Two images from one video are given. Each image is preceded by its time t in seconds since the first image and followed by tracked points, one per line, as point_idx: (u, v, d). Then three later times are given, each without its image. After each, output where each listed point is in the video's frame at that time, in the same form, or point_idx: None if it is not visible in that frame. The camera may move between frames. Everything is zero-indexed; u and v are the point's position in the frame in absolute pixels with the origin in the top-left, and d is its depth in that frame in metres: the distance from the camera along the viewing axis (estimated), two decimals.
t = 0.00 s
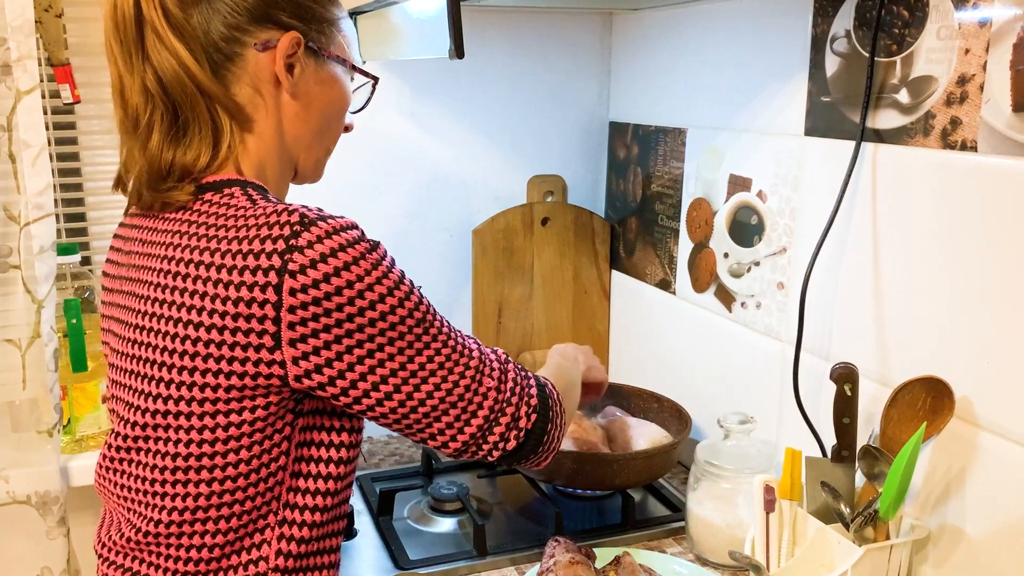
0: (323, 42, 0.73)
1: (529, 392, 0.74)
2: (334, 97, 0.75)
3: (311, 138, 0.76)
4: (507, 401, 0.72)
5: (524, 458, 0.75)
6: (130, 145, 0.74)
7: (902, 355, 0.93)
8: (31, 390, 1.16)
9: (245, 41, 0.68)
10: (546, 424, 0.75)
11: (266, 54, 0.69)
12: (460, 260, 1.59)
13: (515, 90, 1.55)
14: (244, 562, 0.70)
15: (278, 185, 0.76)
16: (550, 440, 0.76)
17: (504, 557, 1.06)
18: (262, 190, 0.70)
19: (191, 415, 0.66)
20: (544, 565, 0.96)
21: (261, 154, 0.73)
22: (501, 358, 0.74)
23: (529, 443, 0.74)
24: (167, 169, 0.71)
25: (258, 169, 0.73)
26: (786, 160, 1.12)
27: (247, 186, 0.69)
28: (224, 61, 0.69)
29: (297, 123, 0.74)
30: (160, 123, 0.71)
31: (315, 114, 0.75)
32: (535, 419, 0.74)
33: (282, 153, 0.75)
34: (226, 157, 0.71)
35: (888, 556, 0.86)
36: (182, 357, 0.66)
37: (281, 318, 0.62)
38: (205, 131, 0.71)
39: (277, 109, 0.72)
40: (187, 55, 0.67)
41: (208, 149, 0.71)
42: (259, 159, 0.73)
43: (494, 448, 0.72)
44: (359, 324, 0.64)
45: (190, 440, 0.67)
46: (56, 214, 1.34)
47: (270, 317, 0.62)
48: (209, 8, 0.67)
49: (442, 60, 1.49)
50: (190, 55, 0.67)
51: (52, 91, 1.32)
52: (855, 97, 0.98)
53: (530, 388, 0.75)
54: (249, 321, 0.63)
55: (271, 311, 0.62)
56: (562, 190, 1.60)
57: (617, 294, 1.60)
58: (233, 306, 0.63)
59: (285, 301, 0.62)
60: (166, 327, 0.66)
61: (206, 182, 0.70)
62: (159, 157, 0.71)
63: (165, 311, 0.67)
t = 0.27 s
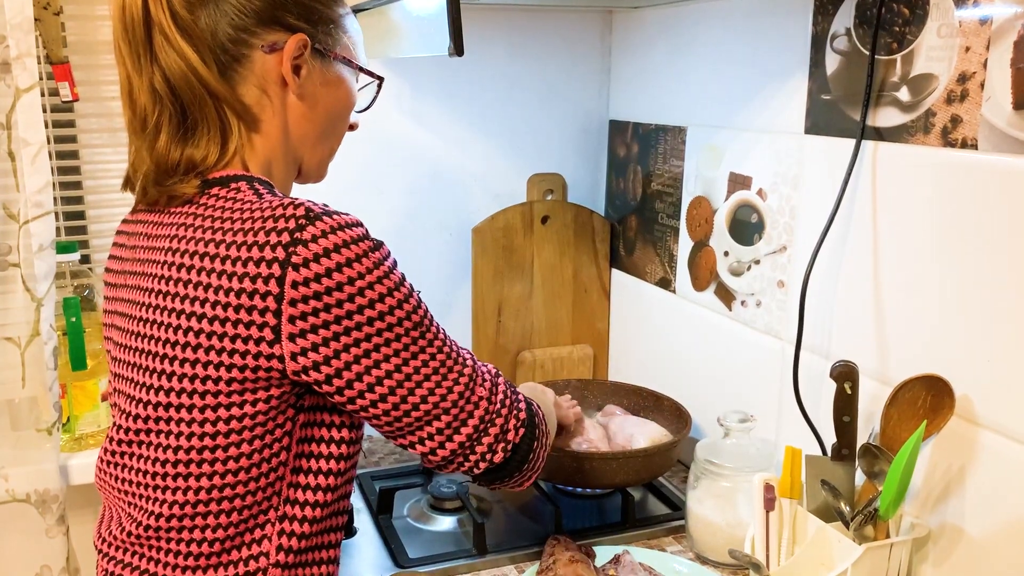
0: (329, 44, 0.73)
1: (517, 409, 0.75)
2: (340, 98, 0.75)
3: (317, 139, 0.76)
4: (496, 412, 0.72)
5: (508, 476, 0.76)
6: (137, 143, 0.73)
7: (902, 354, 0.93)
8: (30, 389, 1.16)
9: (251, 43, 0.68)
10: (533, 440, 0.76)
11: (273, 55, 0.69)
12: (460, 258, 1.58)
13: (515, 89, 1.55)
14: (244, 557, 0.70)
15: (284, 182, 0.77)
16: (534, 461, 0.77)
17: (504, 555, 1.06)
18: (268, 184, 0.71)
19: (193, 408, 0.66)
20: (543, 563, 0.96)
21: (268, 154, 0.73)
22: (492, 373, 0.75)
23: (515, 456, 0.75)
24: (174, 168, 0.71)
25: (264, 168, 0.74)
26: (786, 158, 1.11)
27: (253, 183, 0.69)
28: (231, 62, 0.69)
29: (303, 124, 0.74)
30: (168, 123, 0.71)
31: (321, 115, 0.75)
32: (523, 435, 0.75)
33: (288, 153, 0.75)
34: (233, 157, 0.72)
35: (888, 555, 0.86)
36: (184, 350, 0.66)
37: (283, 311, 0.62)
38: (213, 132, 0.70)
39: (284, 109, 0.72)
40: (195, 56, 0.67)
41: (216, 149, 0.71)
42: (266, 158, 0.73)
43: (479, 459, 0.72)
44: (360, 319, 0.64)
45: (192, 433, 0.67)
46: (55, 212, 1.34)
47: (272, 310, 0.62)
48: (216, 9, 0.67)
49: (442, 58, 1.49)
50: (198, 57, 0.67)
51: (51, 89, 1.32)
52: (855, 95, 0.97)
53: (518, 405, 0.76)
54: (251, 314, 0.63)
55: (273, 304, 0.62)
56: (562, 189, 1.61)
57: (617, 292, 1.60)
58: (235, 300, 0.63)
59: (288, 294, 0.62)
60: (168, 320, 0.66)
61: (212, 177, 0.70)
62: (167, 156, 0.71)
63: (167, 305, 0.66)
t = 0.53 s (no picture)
0: (330, 42, 0.72)
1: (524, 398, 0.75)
2: (341, 95, 0.75)
3: (318, 136, 0.76)
4: (502, 400, 0.72)
5: (515, 464, 0.76)
6: (137, 137, 0.73)
7: (904, 350, 0.93)
8: (30, 386, 1.16)
9: (251, 41, 0.68)
10: (538, 428, 0.76)
11: (272, 53, 0.69)
12: (460, 256, 1.58)
13: (516, 86, 1.55)
14: (248, 551, 0.69)
15: (285, 178, 0.76)
16: (540, 447, 0.77)
17: (505, 552, 1.06)
18: (269, 179, 0.70)
19: (198, 401, 0.66)
20: (544, 560, 0.96)
21: (269, 150, 0.73)
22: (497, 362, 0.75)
23: (520, 447, 0.75)
24: (174, 163, 0.71)
25: (265, 164, 0.74)
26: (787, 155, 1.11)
27: (255, 177, 0.69)
28: (231, 59, 0.69)
29: (304, 121, 0.74)
30: (168, 119, 0.71)
31: (321, 112, 0.74)
32: (531, 418, 0.75)
33: (289, 150, 0.75)
34: (234, 152, 0.71)
35: (889, 552, 0.85)
36: (188, 343, 0.65)
37: (288, 302, 0.62)
38: (214, 128, 0.70)
39: (284, 106, 0.72)
40: (195, 52, 0.67)
41: (217, 145, 0.71)
42: (266, 154, 0.73)
43: (491, 444, 0.72)
44: (364, 310, 0.64)
45: (196, 426, 0.66)
46: (55, 209, 1.34)
47: (277, 302, 0.62)
48: (217, 6, 0.67)
49: (443, 55, 1.49)
50: (199, 53, 0.67)
51: (51, 86, 1.32)
52: (856, 91, 0.97)
53: (525, 391, 0.76)
54: (255, 305, 0.63)
55: (278, 296, 0.62)
56: (563, 185, 1.60)
57: (617, 290, 1.60)
58: (239, 291, 0.63)
59: (292, 285, 0.62)
60: (172, 313, 0.66)
61: (212, 172, 0.70)
62: (167, 151, 0.71)
63: (171, 298, 0.66)
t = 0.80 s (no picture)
0: (316, 38, 0.72)
1: (517, 397, 0.75)
2: (329, 91, 0.75)
3: (308, 133, 0.76)
4: (494, 400, 0.72)
5: (510, 462, 0.76)
6: (125, 139, 0.73)
7: (904, 349, 0.93)
8: (30, 385, 1.16)
9: (236, 39, 0.68)
10: (532, 426, 0.76)
11: (257, 51, 0.69)
12: (461, 254, 1.58)
13: (516, 85, 1.55)
14: (244, 552, 0.69)
15: (276, 175, 0.77)
16: (534, 445, 0.77)
17: (505, 551, 1.06)
18: (260, 179, 0.70)
19: (189, 402, 0.66)
20: (544, 559, 0.96)
21: (259, 148, 0.73)
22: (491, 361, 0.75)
23: (514, 445, 0.75)
24: (163, 163, 0.71)
25: (255, 162, 0.74)
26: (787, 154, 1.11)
27: (246, 176, 0.69)
28: (216, 58, 0.69)
29: (292, 119, 0.74)
30: (155, 119, 0.71)
31: (310, 109, 0.74)
32: (524, 417, 0.75)
33: (279, 147, 0.75)
34: (223, 152, 0.72)
35: (889, 551, 0.85)
36: (180, 344, 0.65)
37: (278, 303, 0.62)
38: (201, 128, 0.70)
39: (272, 104, 0.72)
40: (179, 52, 0.67)
41: (205, 144, 0.71)
42: (256, 152, 0.73)
43: (482, 444, 0.72)
44: (354, 310, 0.64)
45: (188, 426, 0.66)
46: (55, 207, 1.34)
47: (267, 302, 0.62)
48: (201, 4, 0.67)
49: (443, 54, 1.49)
50: (183, 52, 0.67)
51: (51, 85, 1.32)
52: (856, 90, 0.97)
53: (518, 390, 0.76)
54: (245, 305, 0.63)
55: (267, 296, 0.62)
56: (562, 184, 1.60)
57: (618, 289, 1.60)
58: (230, 292, 0.63)
59: (282, 285, 0.62)
60: (163, 314, 0.66)
61: (201, 172, 0.70)
62: (154, 152, 0.71)
63: (163, 299, 0.66)
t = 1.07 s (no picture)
0: (316, 38, 0.72)
1: (516, 397, 0.75)
2: (329, 90, 0.75)
3: (308, 133, 0.76)
4: (493, 401, 0.72)
5: (509, 461, 0.76)
6: (125, 140, 0.73)
7: (902, 349, 0.93)
8: (30, 385, 1.16)
9: (235, 39, 0.68)
10: (531, 427, 0.76)
11: (256, 51, 0.69)
12: (460, 254, 1.58)
13: (515, 85, 1.55)
14: (242, 551, 0.69)
15: (276, 175, 0.77)
16: (533, 445, 0.77)
17: (504, 551, 1.06)
18: (259, 179, 0.70)
19: (188, 402, 0.66)
20: (543, 559, 0.96)
21: (258, 149, 0.74)
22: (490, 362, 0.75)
23: (512, 444, 0.75)
24: (163, 164, 0.71)
25: (254, 162, 0.74)
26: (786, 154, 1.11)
27: (245, 176, 0.69)
28: (216, 59, 0.69)
29: (292, 119, 0.74)
30: (155, 120, 0.71)
31: (310, 110, 0.74)
32: (523, 417, 0.75)
33: (279, 147, 0.75)
34: (223, 153, 0.72)
35: (888, 550, 0.86)
36: (178, 343, 0.66)
37: (275, 303, 0.62)
38: (201, 128, 0.71)
39: (271, 104, 0.72)
40: (178, 53, 0.67)
41: (204, 145, 0.71)
42: (256, 152, 0.74)
43: (481, 444, 0.72)
44: (352, 310, 0.64)
45: (187, 426, 0.67)
46: (55, 208, 1.34)
47: (265, 302, 0.62)
48: (200, 6, 0.67)
49: (442, 54, 1.49)
50: (182, 53, 0.67)
51: (51, 86, 1.32)
52: (855, 90, 0.97)
53: (517, 390, 0.76)
54: (243, 305, 0.63)
55: (265, 296, 0.62)
56: (562, 185, 1.60)
57: (617, 289, 1.60)
58: (228, 292, 0.63)
59: (279, 285, 0.62)
60: (162, 313, 0.66)
61: (201, 172, 0.70)
62: (154, 153, 0.71)
63: (161, 299, 0.67)
